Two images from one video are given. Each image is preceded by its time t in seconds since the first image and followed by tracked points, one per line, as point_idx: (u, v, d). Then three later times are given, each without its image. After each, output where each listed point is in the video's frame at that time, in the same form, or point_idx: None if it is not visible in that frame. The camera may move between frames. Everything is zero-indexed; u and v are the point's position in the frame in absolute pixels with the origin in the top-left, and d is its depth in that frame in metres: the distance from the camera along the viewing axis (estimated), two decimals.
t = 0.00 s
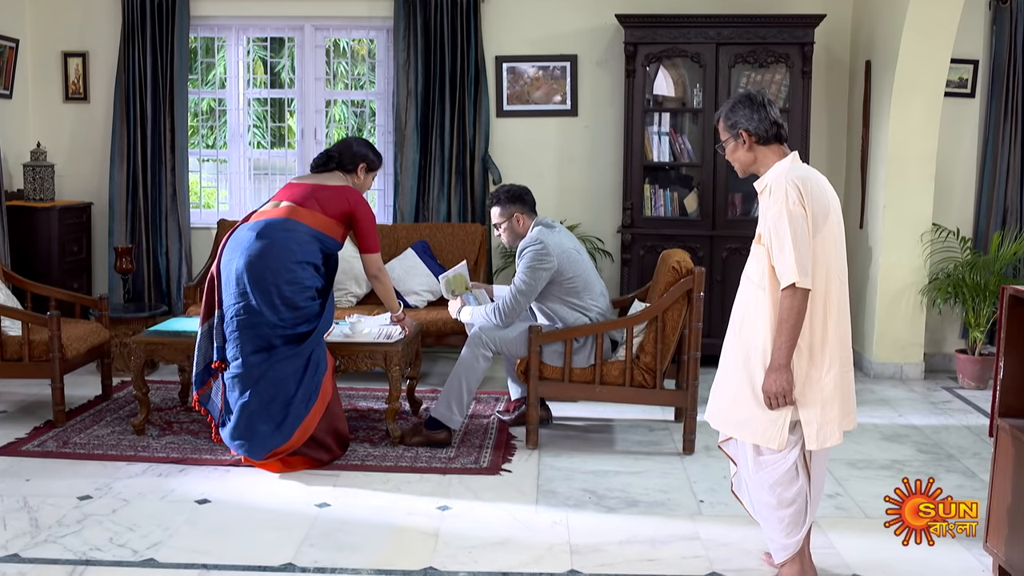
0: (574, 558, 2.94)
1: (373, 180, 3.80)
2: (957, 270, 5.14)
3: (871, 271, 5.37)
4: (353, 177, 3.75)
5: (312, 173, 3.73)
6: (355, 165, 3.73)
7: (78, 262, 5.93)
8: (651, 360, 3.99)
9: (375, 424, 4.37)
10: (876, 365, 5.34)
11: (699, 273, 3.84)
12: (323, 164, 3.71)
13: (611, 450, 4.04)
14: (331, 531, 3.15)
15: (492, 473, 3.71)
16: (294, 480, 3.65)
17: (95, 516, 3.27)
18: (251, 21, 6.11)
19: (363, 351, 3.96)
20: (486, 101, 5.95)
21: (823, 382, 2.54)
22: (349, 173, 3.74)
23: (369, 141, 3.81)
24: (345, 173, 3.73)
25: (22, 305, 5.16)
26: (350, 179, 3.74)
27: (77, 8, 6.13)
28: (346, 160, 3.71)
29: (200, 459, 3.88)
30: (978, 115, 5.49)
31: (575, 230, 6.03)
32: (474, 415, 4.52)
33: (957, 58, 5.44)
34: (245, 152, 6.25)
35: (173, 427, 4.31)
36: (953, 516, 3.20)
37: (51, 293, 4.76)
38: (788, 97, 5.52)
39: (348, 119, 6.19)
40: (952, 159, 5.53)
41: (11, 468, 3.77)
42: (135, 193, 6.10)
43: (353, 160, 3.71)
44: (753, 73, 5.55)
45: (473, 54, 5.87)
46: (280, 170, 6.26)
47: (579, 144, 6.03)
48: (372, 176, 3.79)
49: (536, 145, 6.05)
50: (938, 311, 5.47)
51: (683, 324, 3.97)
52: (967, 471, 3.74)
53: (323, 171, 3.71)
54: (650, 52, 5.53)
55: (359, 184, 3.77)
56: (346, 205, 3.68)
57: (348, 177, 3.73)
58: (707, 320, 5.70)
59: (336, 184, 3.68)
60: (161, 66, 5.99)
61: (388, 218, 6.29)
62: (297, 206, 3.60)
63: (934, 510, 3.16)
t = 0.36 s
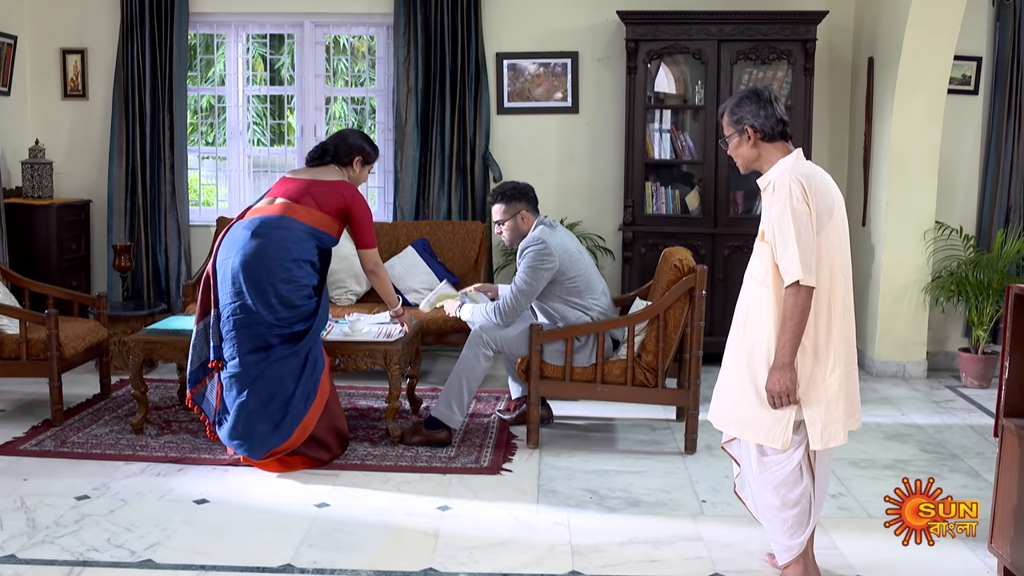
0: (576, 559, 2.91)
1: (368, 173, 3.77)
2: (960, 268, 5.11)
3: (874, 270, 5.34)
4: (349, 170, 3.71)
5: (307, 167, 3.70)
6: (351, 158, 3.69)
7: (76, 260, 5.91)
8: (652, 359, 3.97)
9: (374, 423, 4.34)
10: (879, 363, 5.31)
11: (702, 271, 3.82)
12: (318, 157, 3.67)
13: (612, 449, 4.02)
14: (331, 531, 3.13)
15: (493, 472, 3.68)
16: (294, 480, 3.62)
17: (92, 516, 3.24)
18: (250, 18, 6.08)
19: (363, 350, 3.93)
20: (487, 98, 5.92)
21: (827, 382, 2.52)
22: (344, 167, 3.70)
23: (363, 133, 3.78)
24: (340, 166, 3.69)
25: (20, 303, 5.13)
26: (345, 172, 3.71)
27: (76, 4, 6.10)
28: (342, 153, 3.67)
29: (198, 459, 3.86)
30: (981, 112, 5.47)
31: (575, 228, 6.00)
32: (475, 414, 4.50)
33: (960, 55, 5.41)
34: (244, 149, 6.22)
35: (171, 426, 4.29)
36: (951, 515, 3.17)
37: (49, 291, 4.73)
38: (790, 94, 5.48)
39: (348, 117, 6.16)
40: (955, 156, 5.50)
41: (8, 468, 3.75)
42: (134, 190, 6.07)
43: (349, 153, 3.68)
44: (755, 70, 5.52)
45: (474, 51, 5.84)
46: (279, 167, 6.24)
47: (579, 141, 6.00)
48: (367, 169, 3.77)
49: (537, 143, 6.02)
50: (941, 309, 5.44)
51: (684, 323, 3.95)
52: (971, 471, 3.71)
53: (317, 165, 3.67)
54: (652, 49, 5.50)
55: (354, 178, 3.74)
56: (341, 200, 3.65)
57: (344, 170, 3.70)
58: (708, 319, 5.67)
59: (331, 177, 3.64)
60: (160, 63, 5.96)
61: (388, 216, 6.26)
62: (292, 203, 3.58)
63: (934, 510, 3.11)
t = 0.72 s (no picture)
0: (578, 558, 2.89)
1: (365, 168, 3.75)
2: (964, 265, 5.09)
3: (878, 266, 5.32)
4: (346, 165, 3.69)
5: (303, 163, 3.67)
6: (347, 153, 3.67)
7: (77, 257, 5.89)
8: (655, 356, 3.94)
9: (376, 420, 4.32)
10: (882, 360, 5.28)
11: (705, 267, 3.80)
12: (314, 153, 3.65)
13: (614, 447, 4.00)
14: (331, 530, 3.11)
15: (494, 471, 3.66)
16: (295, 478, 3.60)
17: (91, 514, 3.23)
18: (251, 13, 6.05)
19: (365, 347, 3.91)
20: (489, 93, 5.89)
21: (831, 379, 2.49)
22: (341, 161, 3.68)
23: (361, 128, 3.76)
24: (336, 161, 3.67)
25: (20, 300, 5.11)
26: (342, 167, 3.69)
27: None
28: (338, 147, 3.65)
29: (199, 456, 3.84)
30: (986, 108, 5.43)
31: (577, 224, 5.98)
32: (477, 411, 4.48)
33: (965, 50, 5.38)
34: (245, 145, 6.20)
35: (172, 424, 4.27)
36: (952, 515, 3.14)
37: (49, 287, 4.71)
38: (793, 90, 5.45)
39: (350, 112, 6.14)
40: (960, 152, 5.47)
41: (7, 465, 3.73)
42: (135, 187, 6.05)
43: (345, 147, 3.66)
44: (758, 66, 5.49)
45: (475, 46, 5.81)
46: (280, 163, 6.21)
47: (582, 137, 5.97)
48: (365, 164, 3.75)
49: (539, 138, 5.99)
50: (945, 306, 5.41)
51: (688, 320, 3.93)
52: (975, 470, 3.69)
53: (315, 160, 3.65)
54: (655, 45, 5.47)
55: (351, 173, 3.72)
56: (338, 195, 3.61)
57: (340, 165, 3.68)
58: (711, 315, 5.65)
59: (328, 172, 3.62)
60: (160, 58, 5.94)
61: (390, 212, 6.23)
62: (288, 200, 3.54)
63: (933, 510, 3.09)
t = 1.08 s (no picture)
0: (580, 558, 2.88)
1: (362, 145, 3.69)
2: (968, 264, 5.07)
3: (880, 264, 5.29)
4: (341, 144, 3.64)
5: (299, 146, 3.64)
6: (341, 132, 3.62)
7: (77, 255, 5.88)
8: (657, 355, 3.92)
9: (376, 419, 4.31)
10: (885, 359, 5.26)
11: (708, 266, 3.79)
12: (308, 135, 3.61)
13: (616, 446, 3.98)
14: (331, 530, 3.10)
15: (495, 470, 3.64)
16: (295, 477, 3.59)
17: (91, 514, 3.21)
18: (252, 10, 6.02)
19: (366, 346, 3.89)
20: (490, 91, 5.87)
21: (833, 378, 2.47)
22: (336, 141, 3.63)
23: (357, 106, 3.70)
24: (332, 141, 3.63)
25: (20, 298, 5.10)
26: (337, 146, 3.63)
27: None
28: (332, 127, 3.61)
29: (199, 456, 3.83)
30: (989, 105, 5.41)
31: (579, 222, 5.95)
32: (478, 410, 4.46)
33: (968, 48, 5.36)
34: (245, 143, 6.18)
35: (172, 422, 4.25)
36: (954, 516, 3.13)
37: (50, 286, 4.70)
38: (796, 87, 5.43)
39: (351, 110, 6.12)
40: (963, 150, 5.45)
41: (7, 464, 3.71)
42: (135, 184, 6.03)
43: (338, 126, 3.61)
44: (761, 63, 5.47)
45: (477, 43, 5.79)
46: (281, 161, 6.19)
47: (584, 135, 5.95)
48: (362, 141, 3.68)
49: (540, 135, 5.97)
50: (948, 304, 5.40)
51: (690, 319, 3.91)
52: (979, 469, 3.67)
53: (309, 142, 3.61)
54: (657, 42, 5.45)
55: (348, 151, 3.66)
56: (333, 177, 3.55)
57: (336, 144, 3.63)
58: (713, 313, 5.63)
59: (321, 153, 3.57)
60: (161, 55, 5.92)
61: (391, 210, 6.22)
62: (283, 189, 3.51)
63: (933, 509, 3.08)
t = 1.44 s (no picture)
0: (582, 559, 2.86)
1: (354, 125, 3.62)
2: (973, 263, 5.05)
3: (884, 264, 5.28)
4: (332, 122, 3.56)
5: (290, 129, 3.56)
6: (333, 110, 3.54)
7: (78, 254, 5.86)
8: (660, 355, 3.91)
9: (378, 419, 4.29)
10: (889, 359, 5.25)
11: (711, 266, 3.77)
12: (299, 115, 3.54)
13: (619, 446, 3.97)
14: (333, 531, 3.08)
15: (498, 471, 3.63)
16: (297, 477, 3.57)
17: (92, 514, 3.20)
18: (254, 9, 6.01)
19: (368, 346, 3.88)
20: (493, 89, 5.86)
21: (837, 379, 2.46)
22: (328, 119, 3.55)
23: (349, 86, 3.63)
24: (323, 119, 3.55)
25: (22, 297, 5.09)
26: (329, 124, 3.56)
27: None
28: (323, 105, 3.53)
29: (200, 455, 3.82)
30: (994, 104, 5.39)
31: (582, 221, 5.94)
32: (481, 410, 4.44)
33: (973, 47, 5.35)
34: (248, 142, 6.17)
35: (173, 422, 4.24)
36: (953, 515, 3.14)
37: (51, 284, 4.68)
38: (799, 86, 5.41)
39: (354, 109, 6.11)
40: (968, 149, 5.43)
41: (8, 464, 3.70)
42: (137, 183, 6.02)
43: (329, 104, 3.54)
44: (764, 62, 5.45)
45: (479, 42, 5.77)
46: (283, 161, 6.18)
47: (587, 134, 5.94)
48: (354, 122, 3.61)
49: (543, 134, 5.96)
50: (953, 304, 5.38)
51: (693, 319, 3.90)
52: (983, 470, 3.65)
53: (300, 122, 3.54)
54: (660, 41, 5.43)
55: (339, 130, 3.58)
56: (325, 160, 3.47)
57: (327, 123, 3.55)
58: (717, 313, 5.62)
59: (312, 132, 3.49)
60: (163, 54, 5.91)
61: (393, 209, 6.21)
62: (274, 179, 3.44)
63: (934, 509, 3.08)
